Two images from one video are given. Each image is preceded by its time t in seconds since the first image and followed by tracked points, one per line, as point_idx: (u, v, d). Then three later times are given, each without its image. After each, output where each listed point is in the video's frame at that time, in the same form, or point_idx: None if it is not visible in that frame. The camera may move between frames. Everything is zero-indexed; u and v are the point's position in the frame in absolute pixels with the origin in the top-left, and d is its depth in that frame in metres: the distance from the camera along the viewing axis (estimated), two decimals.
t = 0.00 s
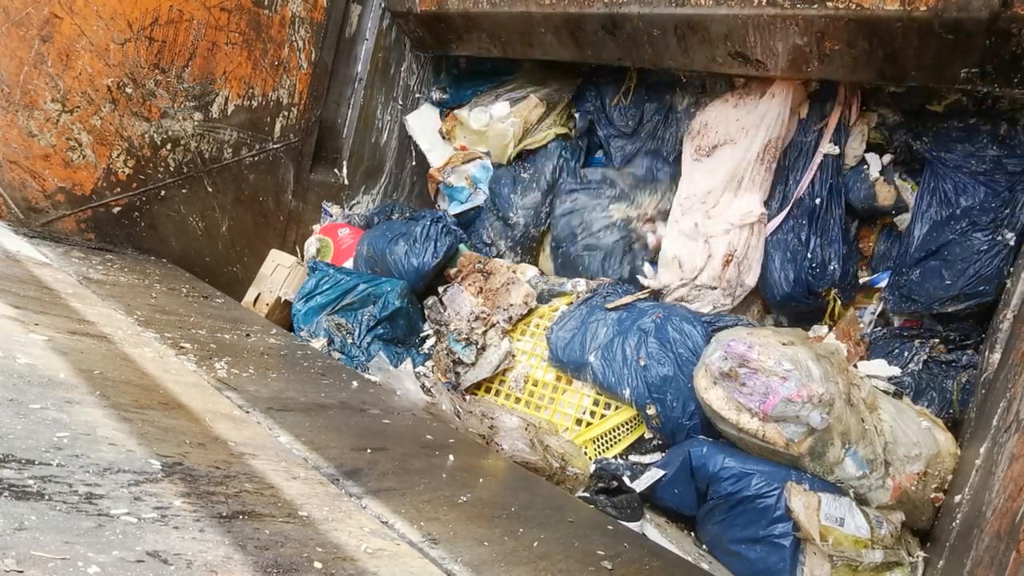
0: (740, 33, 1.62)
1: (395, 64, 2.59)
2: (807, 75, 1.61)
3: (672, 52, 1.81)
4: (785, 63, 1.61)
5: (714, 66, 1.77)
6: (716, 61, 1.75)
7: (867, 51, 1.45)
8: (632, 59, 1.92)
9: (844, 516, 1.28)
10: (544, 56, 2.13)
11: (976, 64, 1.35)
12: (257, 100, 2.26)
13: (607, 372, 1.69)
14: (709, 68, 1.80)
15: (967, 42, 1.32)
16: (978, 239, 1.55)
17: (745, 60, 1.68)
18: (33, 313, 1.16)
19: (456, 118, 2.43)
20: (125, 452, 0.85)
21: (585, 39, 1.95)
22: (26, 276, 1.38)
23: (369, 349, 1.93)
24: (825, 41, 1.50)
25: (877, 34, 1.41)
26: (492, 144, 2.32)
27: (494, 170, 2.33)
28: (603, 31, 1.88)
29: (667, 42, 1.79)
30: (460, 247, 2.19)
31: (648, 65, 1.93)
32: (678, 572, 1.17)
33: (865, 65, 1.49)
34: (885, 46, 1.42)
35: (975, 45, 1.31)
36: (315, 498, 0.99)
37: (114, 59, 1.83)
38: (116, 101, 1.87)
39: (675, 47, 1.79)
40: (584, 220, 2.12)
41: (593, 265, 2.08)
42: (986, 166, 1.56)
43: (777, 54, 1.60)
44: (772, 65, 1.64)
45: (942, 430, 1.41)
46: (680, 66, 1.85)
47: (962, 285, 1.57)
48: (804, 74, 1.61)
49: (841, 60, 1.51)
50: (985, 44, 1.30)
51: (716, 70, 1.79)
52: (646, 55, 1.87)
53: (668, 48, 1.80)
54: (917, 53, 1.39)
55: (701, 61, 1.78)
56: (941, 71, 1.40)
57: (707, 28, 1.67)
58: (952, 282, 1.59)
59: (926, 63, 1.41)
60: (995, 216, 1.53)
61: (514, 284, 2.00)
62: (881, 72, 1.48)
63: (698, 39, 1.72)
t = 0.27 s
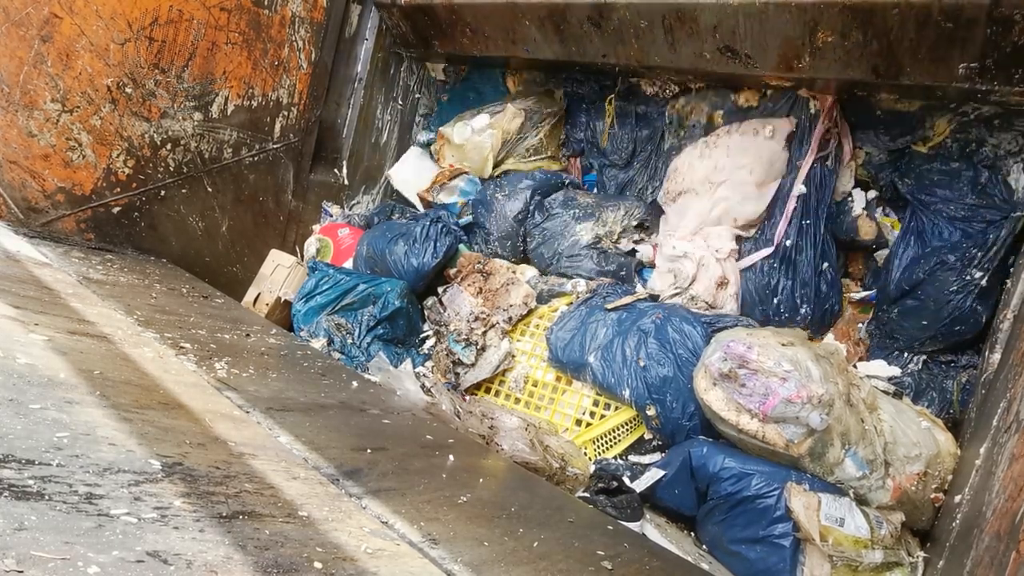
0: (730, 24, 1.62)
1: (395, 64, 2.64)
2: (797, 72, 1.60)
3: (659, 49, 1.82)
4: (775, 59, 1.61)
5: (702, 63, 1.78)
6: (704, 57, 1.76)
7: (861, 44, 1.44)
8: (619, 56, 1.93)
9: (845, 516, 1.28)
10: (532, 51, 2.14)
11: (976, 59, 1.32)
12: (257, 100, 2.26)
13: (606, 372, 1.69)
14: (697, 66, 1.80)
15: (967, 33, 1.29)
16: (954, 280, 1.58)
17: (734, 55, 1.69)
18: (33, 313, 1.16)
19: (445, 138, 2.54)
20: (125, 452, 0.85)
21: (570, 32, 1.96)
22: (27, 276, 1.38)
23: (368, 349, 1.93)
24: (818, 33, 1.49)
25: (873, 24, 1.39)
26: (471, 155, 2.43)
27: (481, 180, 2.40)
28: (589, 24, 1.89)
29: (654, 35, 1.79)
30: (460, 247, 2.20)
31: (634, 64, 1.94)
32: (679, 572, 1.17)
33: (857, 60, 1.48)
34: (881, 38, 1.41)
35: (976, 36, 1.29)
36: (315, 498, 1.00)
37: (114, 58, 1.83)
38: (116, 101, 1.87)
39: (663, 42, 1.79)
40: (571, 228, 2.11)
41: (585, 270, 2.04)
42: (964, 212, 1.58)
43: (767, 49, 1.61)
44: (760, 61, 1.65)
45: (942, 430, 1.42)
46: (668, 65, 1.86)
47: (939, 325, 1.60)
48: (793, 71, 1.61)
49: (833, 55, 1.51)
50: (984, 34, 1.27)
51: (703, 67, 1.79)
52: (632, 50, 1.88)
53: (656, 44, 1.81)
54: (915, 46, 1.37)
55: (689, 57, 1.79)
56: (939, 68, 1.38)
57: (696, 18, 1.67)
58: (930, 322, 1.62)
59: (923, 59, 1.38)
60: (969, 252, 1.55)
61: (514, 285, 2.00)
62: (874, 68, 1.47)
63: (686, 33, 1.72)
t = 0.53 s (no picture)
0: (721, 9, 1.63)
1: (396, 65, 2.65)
2: (789, 61, 1.60)
3: (647, 39, 1.84)
4: (766, 46, 1.62)
5: (690, 55, 1.78)
6: (692, 48, 1.77)
7: (857, 27, 1.45)
8: (608, 48, 1.94)
9: (845, 516, 1.28)
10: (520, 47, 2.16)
11: (978, 46, 1.32)
12: (257, 100, 2.26)
13: (606, 373, 1.69)
14: (685, 59, 1.81)
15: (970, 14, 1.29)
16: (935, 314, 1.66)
17: (723, 44, 1.69)
18: (33, 313, 1.16)
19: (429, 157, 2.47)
20: (124, 452, 0.85)
21: (559, 22, 1.99)
22: (26, 276, 1.38)
23: (368, 349, 1.93)
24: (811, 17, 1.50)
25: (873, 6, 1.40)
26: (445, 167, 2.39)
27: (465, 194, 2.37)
28: (577, 12, 1.92)
29: (642, 22, 1.81)
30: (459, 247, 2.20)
31: (620, 59, 1.95)
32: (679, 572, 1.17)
33: (853, 47, 1.49)
34: (879, 21, 1.41)
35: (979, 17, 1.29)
36: (315, 498, 1.00)
37: (114, 58, 1.83)
38: (116, 101, 1.87)
39: (650, 31, 1.81)
40: (571, 228, 2.12)
41: (586, 270, 2.03)
42: (946, 253, 1.68)
43: (758, 35, 1.61)
44: (750, 48, 1.65)
45: (942, 431, 1.42)
46: (654, 58, 1.87)
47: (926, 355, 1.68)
48: (786, 61, 1.61)
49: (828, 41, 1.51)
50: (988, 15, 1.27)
51: (691, 60, 1.80)
52: (617, 41, 1.90)
53: (643, 34, 1.84)
54: (916, 29, 1.37)
55: (676, 48, 1.80)
56: (938, 54, 1.38)
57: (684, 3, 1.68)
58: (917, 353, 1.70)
59: (923, 43, 1.38)
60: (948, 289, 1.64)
61: (513, 285, 2.01)
62: (870, 55, 1.47)
63: (675, 20, 1.74)
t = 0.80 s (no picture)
0: None
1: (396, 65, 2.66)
2: (781, 43, 1.47)
3: (632, 24, 1.72)
4: (757, 28, 1.49)
5: (676, 40, 1.65)
6: (678, 32, 1.64)
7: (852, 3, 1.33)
8: (593, 35, 1.81)
9: (845, 518, 1.28)
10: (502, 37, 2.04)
11: (982, 23, 1.21)
12: (257, 101, 2.26)
13: (603, 373, 1.69)
14: (669, 48, 1.68)
15: None
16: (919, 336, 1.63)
17: (712, 27, 1.56)
18: (33, 313, 1.16)
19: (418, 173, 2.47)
20: (125, 452, 0.85)
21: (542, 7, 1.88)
22: (26, 276, 1.38)
23: (366, 347, 1.93)
24: None
25: None
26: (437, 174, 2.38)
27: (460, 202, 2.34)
28: None
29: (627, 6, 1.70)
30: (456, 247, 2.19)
31: (605, 48, 1.82)
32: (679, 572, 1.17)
33: (849, 27, 1.36)
34: None
35: None
36: (315, 498, 1.00)
37: (114, 59, 1.83)
38: (116, 101, 1.87)
39: (636, 15, 1.69)
40: (565, 236, 2.15)
41: (585, 273, 2.05)
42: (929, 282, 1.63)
43: (748, 16, 1.49)
44: (740, 30, 1.52)
45: (942, 431, 1.41)
46: (640, 47, 1.74)
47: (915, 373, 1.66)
48: (777, 44, 1.48)
49: (822, 20, 1.39)
50: None
51: (677, 48, 1.67)
52: (602, 26, 1.78)
53: (628, 18, 1.71)
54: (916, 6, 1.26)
55: (662, 34, 1.67)
56: (941, 34, 1.26)
57: None
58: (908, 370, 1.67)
59: (925, 21, 1.27)
60: (933, 308, 1.60)
61: (510, 285, 2.01)
62: (867, 36, 1.35)
63: None
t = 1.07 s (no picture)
0: None
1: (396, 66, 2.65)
2: (773, 17, 1.35)
3: None
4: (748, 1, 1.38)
5: (663, 15, 1.52)
6: (665, 7, 1.51)
7: None
8: (577, 12, 1.67)
9: (845, 521, 1.28)
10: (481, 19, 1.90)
11: None
12: (257, 100, 2.26)
13: (597, 371, 1.70)
14: (654, 26, 1.55)
15: None
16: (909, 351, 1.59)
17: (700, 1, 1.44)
18: (33, 313, 1.16)
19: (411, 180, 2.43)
20: (125, 452, 0.85)
21: None
22: (27, 276, 1.38)
23: (357, 340, 1.92)
24: None
25: None
26: (425, 186, 2.36)
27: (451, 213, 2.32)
28: None
29: None
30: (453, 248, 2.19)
31: (589, 30, 1.68)
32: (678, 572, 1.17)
33: None
34: None
35: None
36: (315, 498, 1.00)
37: (114, 58, 1.83)
38: (116, 101, 1.87)
39: None
40: (564, 238, 2.16)
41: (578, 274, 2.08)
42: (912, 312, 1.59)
43: None
44: (730, 3, 1.40)
45: (943, 431, 1.41)
46: (623, 25, 1.60)
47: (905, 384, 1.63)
48: (768, 18, 1.36)
49: None
50: None
51: (661, 27, 1.53)
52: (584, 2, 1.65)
53: None
54: None
55: (648, 10, 1.54)
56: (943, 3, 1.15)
57: None
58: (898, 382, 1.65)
59: None
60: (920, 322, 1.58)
61: (506, 283, 2.01)
62: (864, 7, 1.23)
63: None
